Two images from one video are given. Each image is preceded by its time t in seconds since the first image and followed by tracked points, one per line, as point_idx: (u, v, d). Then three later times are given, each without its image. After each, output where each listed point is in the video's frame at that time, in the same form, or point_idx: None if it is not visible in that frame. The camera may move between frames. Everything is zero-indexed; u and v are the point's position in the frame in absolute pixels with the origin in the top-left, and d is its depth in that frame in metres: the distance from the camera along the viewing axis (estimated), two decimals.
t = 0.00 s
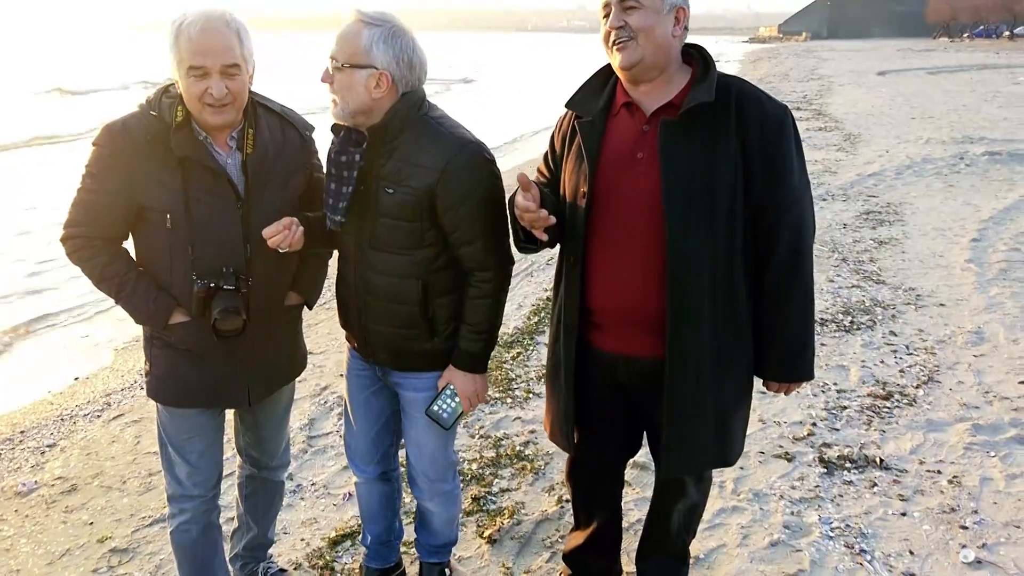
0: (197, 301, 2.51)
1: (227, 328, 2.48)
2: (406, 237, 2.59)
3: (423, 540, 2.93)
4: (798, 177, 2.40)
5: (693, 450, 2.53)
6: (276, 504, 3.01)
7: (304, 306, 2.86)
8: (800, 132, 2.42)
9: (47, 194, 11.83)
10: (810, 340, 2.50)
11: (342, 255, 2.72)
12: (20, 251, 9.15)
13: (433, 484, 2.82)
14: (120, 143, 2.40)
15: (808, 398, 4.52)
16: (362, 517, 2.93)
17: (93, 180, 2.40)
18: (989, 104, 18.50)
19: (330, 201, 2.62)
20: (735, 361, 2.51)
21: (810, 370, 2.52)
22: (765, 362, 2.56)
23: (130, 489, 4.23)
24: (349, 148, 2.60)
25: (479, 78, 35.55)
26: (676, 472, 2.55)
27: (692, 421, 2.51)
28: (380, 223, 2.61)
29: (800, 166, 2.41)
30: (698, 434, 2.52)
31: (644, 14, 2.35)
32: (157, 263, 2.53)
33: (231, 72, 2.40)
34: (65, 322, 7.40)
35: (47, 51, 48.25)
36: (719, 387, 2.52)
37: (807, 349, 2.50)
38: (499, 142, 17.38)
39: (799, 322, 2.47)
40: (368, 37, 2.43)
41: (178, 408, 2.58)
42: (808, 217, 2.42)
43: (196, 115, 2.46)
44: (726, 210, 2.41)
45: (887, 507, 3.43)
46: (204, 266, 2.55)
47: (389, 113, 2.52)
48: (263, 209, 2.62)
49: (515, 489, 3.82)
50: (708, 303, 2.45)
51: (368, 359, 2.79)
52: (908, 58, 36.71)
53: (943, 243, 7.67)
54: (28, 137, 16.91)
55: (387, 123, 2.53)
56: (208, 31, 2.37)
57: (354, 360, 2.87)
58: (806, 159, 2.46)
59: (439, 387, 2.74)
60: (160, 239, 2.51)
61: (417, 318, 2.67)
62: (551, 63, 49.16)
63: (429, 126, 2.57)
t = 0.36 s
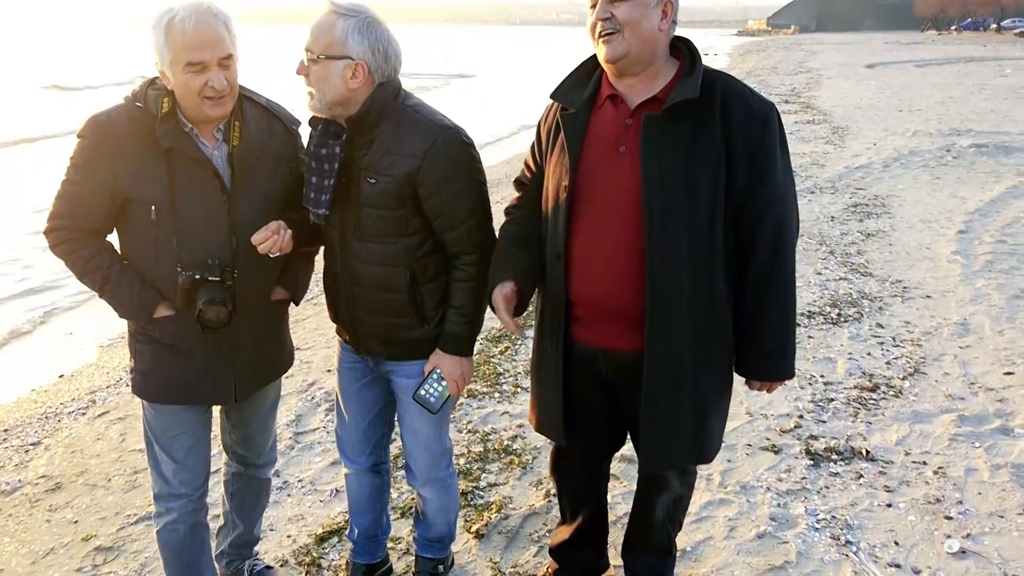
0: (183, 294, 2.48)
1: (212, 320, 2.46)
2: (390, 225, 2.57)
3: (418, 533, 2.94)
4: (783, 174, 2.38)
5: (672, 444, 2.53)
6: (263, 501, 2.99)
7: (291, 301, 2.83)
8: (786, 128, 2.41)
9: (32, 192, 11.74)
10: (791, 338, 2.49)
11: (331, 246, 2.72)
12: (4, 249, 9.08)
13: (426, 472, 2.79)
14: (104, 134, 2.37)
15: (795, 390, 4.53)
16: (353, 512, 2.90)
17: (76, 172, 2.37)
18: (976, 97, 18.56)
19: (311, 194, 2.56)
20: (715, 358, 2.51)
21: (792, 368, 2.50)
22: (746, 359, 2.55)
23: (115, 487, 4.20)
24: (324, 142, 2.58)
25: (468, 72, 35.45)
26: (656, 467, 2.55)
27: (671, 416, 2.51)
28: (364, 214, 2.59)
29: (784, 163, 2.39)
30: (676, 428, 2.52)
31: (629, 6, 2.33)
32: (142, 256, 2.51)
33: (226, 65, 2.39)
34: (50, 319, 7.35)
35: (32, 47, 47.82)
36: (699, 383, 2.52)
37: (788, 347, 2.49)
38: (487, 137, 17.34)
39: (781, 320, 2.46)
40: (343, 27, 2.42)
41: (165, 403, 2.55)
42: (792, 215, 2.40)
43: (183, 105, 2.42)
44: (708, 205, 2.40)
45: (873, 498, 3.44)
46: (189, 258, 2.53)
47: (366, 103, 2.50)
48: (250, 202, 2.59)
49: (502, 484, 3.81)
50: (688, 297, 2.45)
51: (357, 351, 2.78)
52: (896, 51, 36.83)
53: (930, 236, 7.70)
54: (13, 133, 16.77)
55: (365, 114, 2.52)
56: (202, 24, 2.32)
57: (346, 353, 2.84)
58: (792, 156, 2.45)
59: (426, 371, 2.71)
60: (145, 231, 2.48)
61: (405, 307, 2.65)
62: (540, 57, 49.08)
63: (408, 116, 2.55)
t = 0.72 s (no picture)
0: (179, 291, 2.47)
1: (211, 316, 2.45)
2: (386, 215, 2.57)
3: (413, 530, 2.93)
4: (775, 173, 2.39)
5: (666, 444, 2.52)
6: (256, 500, 2.98)
7: (287, 298, 2.82)
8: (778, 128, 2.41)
9: (29, 194, 11.72)
10: (785, 336, 2.49)
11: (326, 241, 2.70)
12: None
13: (426, 465, 2.79)
14: (97, 132, 2.36)
15: (790, 391, 4.53)
16: (347, 510, 2.88)
17: (70, 170, 2.36)
18: (971, 98, 18.60)
19: (309, 187, 2.56)
20: (710, 358, 2.51)
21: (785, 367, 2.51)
22: (740, 358, 2.56)
23: (108, 487, 4.18)
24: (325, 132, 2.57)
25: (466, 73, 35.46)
26: (652, 467, 2.54)
27: (665, 416, 2.50)
28: (360, 206, 2.58)
29: (776, 162, 2.39)
30: (670, 428, 2.51)
31: (622, 6, 2.32)
32: (137, 254, 2.49)
33: (208, 64, 2.34)
34: (44, 320, 7.32)
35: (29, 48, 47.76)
36: (693, 383, 2.51)
37: (781, 346, 2.49)
38: (484, 138, 17.34)
39: (774, 318, 2.46)
40: (339, 20, 2.42)
41: (160, 402, 2.54)
42: (785, 213, 2.41)
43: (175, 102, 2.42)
44: (701, 205, 2.39)
45: (866, 498, 3.44)
46: (185, 255, 2.51)
47: (361, 95, 2.48)
48: (245, 198, 2.58)
49: (496, 484, 3.80)
50: (682, 297, 2.44)
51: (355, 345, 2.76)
52: (892, 52, 36.90)
53: (925, 236, 7.71)
54: (9, 135, 16.75)
55: (360, 106, 2.49)
56: (186, 21, 2.30)
57: (341, 349, 2.83)
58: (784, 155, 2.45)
59: (427, 363, 2.72)
60: (141, 228, 2.47)
61: (403, 298, 2.65)
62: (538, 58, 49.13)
63: (401, 107, 2.54)
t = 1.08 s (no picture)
0: (180, 290, 2.47)
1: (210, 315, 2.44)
2: (392, 211, 2.58)
3: (416, 530, 2.92)
4: (777, 177, 2.36)
5: (662, 446, 2.52)
6: (258, 501, 2.98)
7: (289, 299, 2.82)
8: (782, 131, 2.39)
9: (35, 197, 11.76)
10: (786, 342, 2.46)
11: (328, 241, 2.69)
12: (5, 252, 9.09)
13: (431, 462, 2.79)
14: (103, 129, 2.37)
15: (793, 394, 4.52)
16: (349, 511, 2.88)
17: (75, 166, 2.37)
18: (976, 104, 18.59)
19: (312, 185, 2.55)
20: (709, 361, 2.50)
21: (786, 372, 2.48)
22: (740, 362, 2.54)
23: (110, 487, 4.18)
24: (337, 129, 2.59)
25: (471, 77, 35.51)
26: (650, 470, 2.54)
27: (663, 418, 2.50)
28: (365, 202, 2.58)
29: (778, 166, 2.37)
30: (667, 430, 2.51)
31: (607, 19, 2.33)
32: (140, 251, 2.49)
33: (219, 67, 2.36)
34: (48, 320, 7.34)
35: (36, 51, 47.92)
36: (692, 386, 2.50)
37: (782, 351, 2.47)
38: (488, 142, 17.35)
39: (775, 323, 2.44)
40: (343, 18, 2.43)
41: (160, 400, 2.54)
42: (787, 218, 2.38)
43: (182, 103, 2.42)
44: (700, 206, 2.38)
45: (870, 502, 3.43)
46: (187, 254, 2.51)
47: (365, 93, 2.49)
48: (249, 197, 2.58)
49: (498, 486, 3.79)
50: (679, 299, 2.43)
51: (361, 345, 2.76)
52: (897, 58, 36.87)
53: (929, 241, 7.69)
54: (16, 138, 16.83)
55: (364, 104, 2.50)
56: (196, 27, 2.29)
57: (344, 351, 2.83)
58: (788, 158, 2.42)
59: (434, 359, 2.74)
60: (144, 227, 2.47)
61: (409, 295, 2.66)
62: (543, 62, 49.17)
63: (407, 105, 2.56)
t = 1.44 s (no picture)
0: (204, 296, 2.50)
1: (235, 321, 2.48)
2: (418, 217, 2.62)
3: (428, 536, 2.93)
4: (786, 195, 2.34)
5: (671, 462, 2.52)
6: (271, 505, 2.99)
7: (307, 306, 2.84)
8: (790, 147, 2.37)
9: (50, 199, 11.85)
10: (799, 359, 2.44)
11: (349, 249, 2.72)
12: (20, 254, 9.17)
13: (447, 468, 2.81)
14: (129, 137, 2.40)
15: (805, 406, 4.52)
16: (363, 516, 2.89)
17: (101, 173, 2.40)
18: (989, 114, 18.53)
19: (340, 191, 2.59)
20: (720, 376, 2.50)
21: (800, 389, 2.46)
22: (754, 378, 2.52)
23: (123, 488, 4.21)
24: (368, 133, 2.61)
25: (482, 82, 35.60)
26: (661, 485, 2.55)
27: (673, 434, 2.51)
28: (392, 207, 2.62)
29: (787, 183, 2.35)
30: (676, 446, 2.51)
31: (604, 58, 2.34)
32: (163, 258, 2.52)
33: (245, 80, 2.38)
34: (62, 322, 7.39)
35: (51, 53, 48.28)
36: (703, 401, 2.51)
37: (796, 368, 2.44)
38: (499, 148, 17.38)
39: (788, 340, 2.42)
40: (378, 24, 2.49)
41: (180, 404, 2.56)
42: (798, 234, 2.36)
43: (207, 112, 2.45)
44: (706, 224, 2.39)
45: (881, 515, 3.42)
46: (211, 261, 2.54)
47: (396, 100, 2.53)
48: (272, 205, 2.61)
49: (509, 494, 3.80)
50: (686, 316, 2.45)
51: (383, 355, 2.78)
52: (909, 68, 36.79)
53: (942, 253, 7.67)
54: (31, 140, 16.97)
55: (394, 111, 2.54)
56: (226, 39, 2.33)
57: (359, 360, 2.84)
58: (800, 174, 2.40)
59: (454, 364, 2.75)
60: (168, 233, 2.50)
61: (432, 300, 2.69)
62: (554, 68, 49.25)
63: (434, 113, 2.62)
